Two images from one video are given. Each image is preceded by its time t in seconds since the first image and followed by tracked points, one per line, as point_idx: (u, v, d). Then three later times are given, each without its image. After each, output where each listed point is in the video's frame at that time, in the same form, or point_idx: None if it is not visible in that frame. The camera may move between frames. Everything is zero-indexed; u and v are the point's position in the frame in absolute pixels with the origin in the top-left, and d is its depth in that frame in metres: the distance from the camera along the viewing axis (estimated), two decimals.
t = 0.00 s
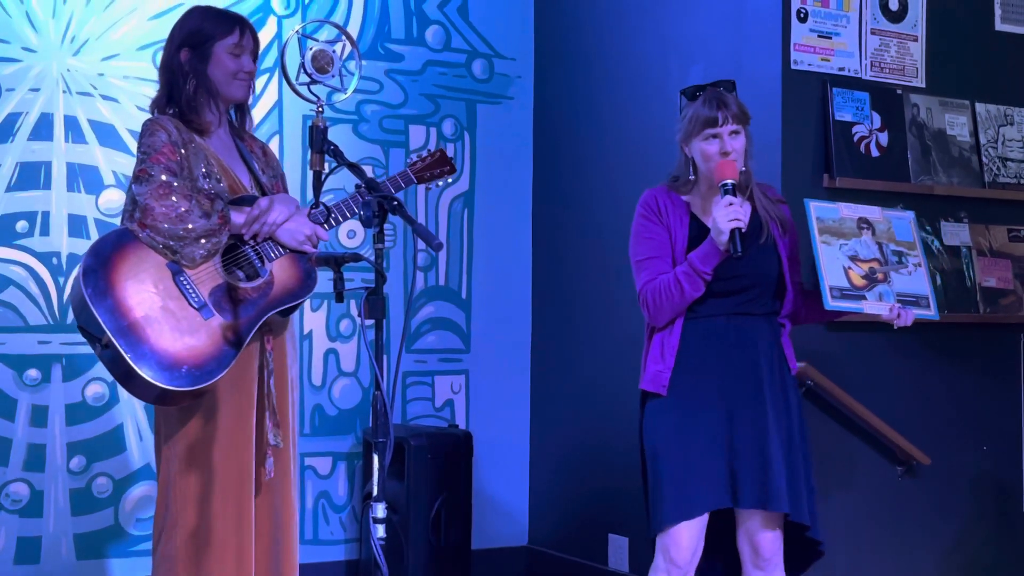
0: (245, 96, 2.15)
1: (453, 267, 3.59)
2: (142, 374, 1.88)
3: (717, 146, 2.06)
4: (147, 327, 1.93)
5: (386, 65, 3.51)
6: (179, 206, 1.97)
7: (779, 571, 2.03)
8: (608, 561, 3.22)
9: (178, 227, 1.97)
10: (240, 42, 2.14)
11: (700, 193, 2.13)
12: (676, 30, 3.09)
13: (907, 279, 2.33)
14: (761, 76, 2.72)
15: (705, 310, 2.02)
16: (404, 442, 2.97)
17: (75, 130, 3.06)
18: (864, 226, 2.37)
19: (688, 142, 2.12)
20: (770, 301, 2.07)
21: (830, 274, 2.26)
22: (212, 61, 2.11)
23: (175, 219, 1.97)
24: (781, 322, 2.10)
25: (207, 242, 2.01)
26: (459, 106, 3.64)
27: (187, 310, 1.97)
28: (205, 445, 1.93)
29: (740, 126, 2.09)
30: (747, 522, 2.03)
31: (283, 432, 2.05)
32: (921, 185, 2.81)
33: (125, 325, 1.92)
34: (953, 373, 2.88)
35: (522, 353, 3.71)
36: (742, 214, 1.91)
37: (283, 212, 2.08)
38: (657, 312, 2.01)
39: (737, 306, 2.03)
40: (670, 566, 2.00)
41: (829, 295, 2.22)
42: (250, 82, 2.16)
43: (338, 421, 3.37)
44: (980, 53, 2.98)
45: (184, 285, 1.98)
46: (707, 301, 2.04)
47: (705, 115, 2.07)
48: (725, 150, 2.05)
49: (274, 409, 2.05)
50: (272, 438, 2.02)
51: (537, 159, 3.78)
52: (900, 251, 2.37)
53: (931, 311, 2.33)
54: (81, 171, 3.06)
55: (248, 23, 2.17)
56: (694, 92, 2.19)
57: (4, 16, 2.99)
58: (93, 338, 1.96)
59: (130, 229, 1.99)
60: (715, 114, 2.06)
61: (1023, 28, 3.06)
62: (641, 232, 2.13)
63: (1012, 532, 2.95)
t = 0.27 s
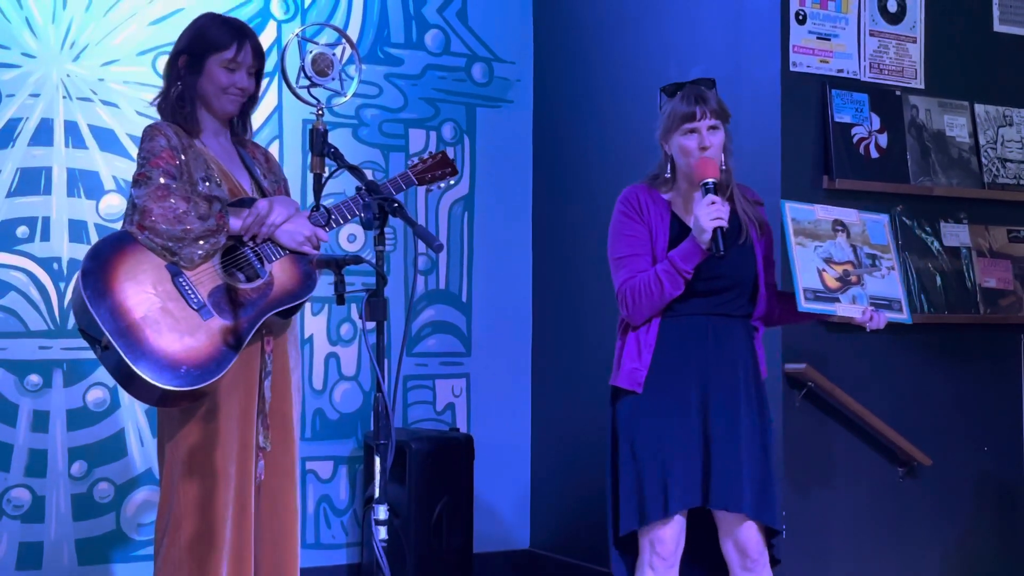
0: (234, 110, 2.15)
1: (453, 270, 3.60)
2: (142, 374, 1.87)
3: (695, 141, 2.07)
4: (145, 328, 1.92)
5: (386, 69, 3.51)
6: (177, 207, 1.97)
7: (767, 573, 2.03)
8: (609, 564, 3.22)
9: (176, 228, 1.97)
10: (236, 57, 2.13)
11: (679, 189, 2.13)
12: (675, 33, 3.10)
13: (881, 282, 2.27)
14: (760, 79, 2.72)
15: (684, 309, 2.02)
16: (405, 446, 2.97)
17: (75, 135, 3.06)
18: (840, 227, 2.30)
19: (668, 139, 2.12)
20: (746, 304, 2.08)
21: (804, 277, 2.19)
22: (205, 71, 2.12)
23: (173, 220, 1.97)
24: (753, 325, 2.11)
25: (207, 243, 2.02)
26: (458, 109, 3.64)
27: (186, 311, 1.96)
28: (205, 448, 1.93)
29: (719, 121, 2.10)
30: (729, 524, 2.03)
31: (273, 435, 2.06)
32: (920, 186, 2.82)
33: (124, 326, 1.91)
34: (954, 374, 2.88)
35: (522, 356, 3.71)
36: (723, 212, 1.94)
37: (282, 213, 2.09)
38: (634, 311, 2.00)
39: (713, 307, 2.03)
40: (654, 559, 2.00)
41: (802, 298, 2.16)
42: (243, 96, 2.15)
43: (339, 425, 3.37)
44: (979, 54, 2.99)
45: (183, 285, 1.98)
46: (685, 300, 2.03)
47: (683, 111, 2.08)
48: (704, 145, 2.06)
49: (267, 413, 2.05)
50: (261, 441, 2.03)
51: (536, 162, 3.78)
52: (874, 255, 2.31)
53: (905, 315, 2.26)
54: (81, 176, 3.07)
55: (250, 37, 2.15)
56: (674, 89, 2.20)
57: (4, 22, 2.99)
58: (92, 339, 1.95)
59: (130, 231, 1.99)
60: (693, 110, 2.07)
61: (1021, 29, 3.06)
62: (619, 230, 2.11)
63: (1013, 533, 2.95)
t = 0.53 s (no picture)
0: (236, 100, 2.16)
1: (453, 273, 3.60)
2: (127, 377, 1.91)
3: (672, 138, 2.09)
4: (136, 332, 1.95)
5: (385, 72, 3.52)
6: (170, 212, 1.99)
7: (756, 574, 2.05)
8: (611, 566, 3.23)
9: (168, 232, 1.99)
10: (222, 48, 2.16)
11: (659, 191, 2.15)
12: (673, 34, 3.10)
13: (857, 294, 2.15)
14: (759, 80, 2.72)
15: (662, 309, 2.02)
16: (405, 449, 2.97)
17: (75, 140, 3.06)
18: (817, 239, 2.16)
19: (647, 138, 2.15)
20: (726, 307, 2.09)
21: (782, 285, 2.05)
22: (198, 69, 2.15)
23: (165, 224, 1.99)
24: (731, 329, 2.12)
25: (200, 248, 2.02)
26: (457, 112, 3.64)
27: (177, 314, 1.99)
28: (206, 452, 1.94)
29: (697, 120, 2.13)
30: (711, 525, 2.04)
31: (278, 438, 2.03)
32: (920, 186, 2.82)
33: (114, 330, 1.94)
34: (955, 374, 2.87)
35: (523, 358, 3.71)
36: (704, 210, 1.93)
37: (277, 217, 2.05)
38: (614, 311, 2.00)
39: (692, 309, 2.03)
40: (642, 557, 2.03)
41: (781, 307, 2.03)
42: (240, 85, 2.17)
43: (340, 429, 3.37)
44: (978, 54, 2.99)
45: (175, 290, 2.00)
46: (664, 300, 2.04)
47: (659, 110, 2.13)
48: (681, 142, 2.08)
49: (270, 416, 2.02)
50: (267, 444, 2.01)
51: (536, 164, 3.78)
52: (850, 267, 2.17)
53: (879, 328, 2.15)
54: (81, 181, 3.07)
55: (234, 27, 2.20)
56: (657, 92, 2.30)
57: (3, 27, 2.99)
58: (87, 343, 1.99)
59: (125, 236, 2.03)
60: (669, 108, 2.11)
61: (1020, 29, 3.06)
62: (599, 230, 2.12)
63: (1015, 534, 2.95)
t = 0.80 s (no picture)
0: (236, 106, 2.16)
1: (455, 275, 3.60)
2: (121, 380, 1.93)
3: (659, 148, 2.09)
4: (130, 336, 1.98)
5: (386, 75, 3.52)
6: (168, 215, 1.98)
7: None
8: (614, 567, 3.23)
9: (165, 236, 1.99)
10: (219, 53, 2.17)
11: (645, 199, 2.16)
12: (674, 35, 3.10)
13: (847, 296, 2.14)
14: (760, 80, 2.72)
15: (650, 311, 2.04)
16: (408, 451, 2.97)
17: (77, 144, 3.07)
18: (807, 242, 2.14)
19: (634, 145, 2.16)
20: (714, 309, 2.10)
21: (772, 285, 2.03)
22: (197, 75, 2.16)
23: (162, 227, 1.98)
24: (721, 333, 2.11)
25: (195, 252, 2.01)
26: (458, 114, 3.65)
27: (174, 318, 2.01)
28: (206, 456, 1.93)
29: (685, 131, 2.12)
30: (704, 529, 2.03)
31: (279, 442, 2.03)
32: (922, 186, 2.81)
33: (109, 334, 1.97)
34: (958, 374, 2.87)
35: (525, 360, 3.71)
36: (689, 213, 1.91)
37: (277, 222, 2.05)
38: (601, 314, 2.01)
39: (681, 311, 2.04)
40: (641, 561, 2.03)
41: (771, 305, 2.00)
42: (240, 90, 2.17)
43: (343, 431, 3.37)
44: (979, 53, 2.99)
45: (171, 293, 2.02)
46: (652, 302, 2.05)
47: (648, 118, 2.12)
48: (668, 152, 2.08)
49: (271, 420, 2.02)
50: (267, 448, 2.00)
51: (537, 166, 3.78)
52: (840, 269, 2.16)
53: (871, 329, 2.13)
54: (83, 186, 3.07)
55: (230, 32, 2.20)
56: (643, 97, 2.36)
57: (5, 32, 3.00)
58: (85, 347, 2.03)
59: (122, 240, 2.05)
60: (657, 117, 2.11)
61: (1022, 28, 3.06)
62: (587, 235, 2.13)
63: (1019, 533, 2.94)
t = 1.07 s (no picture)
0: (239, 109, 2.17)
1: (459, 276, 3.60)
2: (122, 382, 1.93)
3: (655, 151, 2.08)
4: (132, 339, 1.98)
5: (389, 77, 3.52)
6: (169, 217, 1.98)
7: None
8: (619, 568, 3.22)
9: (166, 239, 1.99)
10: (222, 57, 2.17)
11: (641, 201, 2.15)
12: (677, 36, 3.09)
13: (843, 294, 2.12)
14: (763, 81, 2.71)
15: (646, 313, 2.02)
16: (412, 453, 2.97)
17: (80, 148, 3.07)
18: (801, 241, 2.13)
19: (631, 147, 2.15)
20: (712, 310, 2.08)
21: (765, 286, 2.02)
22: (200, 79, 2.16)
23: (163, 230, 1.98)
24: (720, 333, 2.11)
25: (196, 254, 2.01)
26: (461, 116, 3.65)
27: (176, 321, 2.01)
28: (210, 459, 1.94)
29: (682, 133, 2.11)
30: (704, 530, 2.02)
31: (279, 443, 2.03)
32: (926, 185, 2.81)
33: (111, 337, 1.97)
34: (962, 373, 2.87)
35: (529, 361, 3.71)
36: (682, 216, 1.91)
37: (279, 222, 2.06)
38: (597, 318, 2.01)
39: (678, 311, 2.03)
40: (642, 562, 2.03)
41: (764, 307, 2.00)
42: (242, 93, 2.17)
43: (347, 433, 3.37)
44: (982, 52, 2.98)
45: (173, 296, 2.02)
46: (648, 304, 2.03)
47: (646, 119, 2.11)
48: (663, 155, 2.07)
49: (272, 421, 2.02)
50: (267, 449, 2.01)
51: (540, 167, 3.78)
52: (835, 267, 2.15)
53: (868, 327, 2.11)
54: (86, 189, 3.07)
55: (233, 35, 2.20)
56: (642, 100, 2.32)
57: (8, 36, 3.00)
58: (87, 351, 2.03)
59: (123, 244, 2.05)
60: (654, 119, 2.09)
61: None
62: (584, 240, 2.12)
63: None
